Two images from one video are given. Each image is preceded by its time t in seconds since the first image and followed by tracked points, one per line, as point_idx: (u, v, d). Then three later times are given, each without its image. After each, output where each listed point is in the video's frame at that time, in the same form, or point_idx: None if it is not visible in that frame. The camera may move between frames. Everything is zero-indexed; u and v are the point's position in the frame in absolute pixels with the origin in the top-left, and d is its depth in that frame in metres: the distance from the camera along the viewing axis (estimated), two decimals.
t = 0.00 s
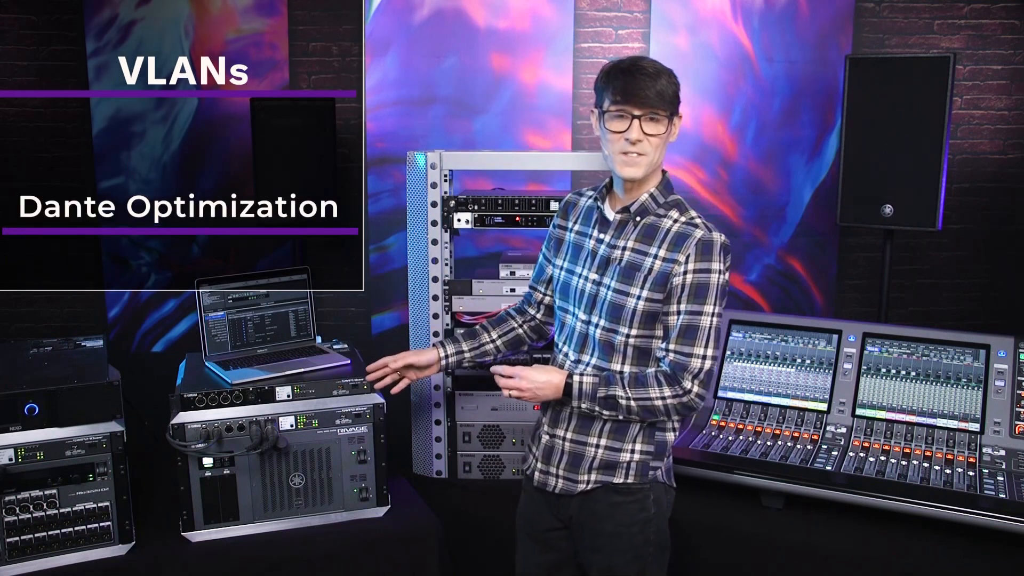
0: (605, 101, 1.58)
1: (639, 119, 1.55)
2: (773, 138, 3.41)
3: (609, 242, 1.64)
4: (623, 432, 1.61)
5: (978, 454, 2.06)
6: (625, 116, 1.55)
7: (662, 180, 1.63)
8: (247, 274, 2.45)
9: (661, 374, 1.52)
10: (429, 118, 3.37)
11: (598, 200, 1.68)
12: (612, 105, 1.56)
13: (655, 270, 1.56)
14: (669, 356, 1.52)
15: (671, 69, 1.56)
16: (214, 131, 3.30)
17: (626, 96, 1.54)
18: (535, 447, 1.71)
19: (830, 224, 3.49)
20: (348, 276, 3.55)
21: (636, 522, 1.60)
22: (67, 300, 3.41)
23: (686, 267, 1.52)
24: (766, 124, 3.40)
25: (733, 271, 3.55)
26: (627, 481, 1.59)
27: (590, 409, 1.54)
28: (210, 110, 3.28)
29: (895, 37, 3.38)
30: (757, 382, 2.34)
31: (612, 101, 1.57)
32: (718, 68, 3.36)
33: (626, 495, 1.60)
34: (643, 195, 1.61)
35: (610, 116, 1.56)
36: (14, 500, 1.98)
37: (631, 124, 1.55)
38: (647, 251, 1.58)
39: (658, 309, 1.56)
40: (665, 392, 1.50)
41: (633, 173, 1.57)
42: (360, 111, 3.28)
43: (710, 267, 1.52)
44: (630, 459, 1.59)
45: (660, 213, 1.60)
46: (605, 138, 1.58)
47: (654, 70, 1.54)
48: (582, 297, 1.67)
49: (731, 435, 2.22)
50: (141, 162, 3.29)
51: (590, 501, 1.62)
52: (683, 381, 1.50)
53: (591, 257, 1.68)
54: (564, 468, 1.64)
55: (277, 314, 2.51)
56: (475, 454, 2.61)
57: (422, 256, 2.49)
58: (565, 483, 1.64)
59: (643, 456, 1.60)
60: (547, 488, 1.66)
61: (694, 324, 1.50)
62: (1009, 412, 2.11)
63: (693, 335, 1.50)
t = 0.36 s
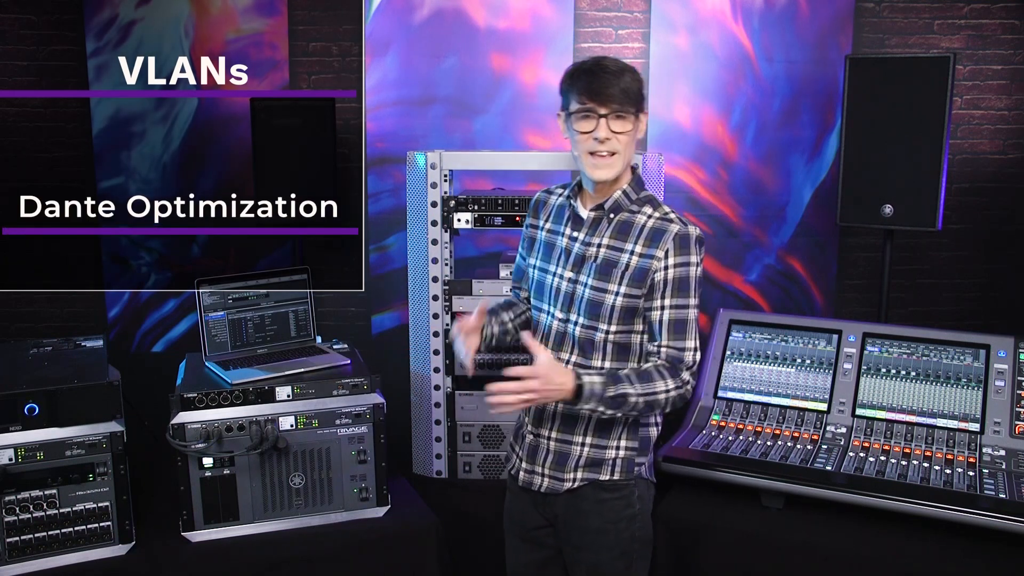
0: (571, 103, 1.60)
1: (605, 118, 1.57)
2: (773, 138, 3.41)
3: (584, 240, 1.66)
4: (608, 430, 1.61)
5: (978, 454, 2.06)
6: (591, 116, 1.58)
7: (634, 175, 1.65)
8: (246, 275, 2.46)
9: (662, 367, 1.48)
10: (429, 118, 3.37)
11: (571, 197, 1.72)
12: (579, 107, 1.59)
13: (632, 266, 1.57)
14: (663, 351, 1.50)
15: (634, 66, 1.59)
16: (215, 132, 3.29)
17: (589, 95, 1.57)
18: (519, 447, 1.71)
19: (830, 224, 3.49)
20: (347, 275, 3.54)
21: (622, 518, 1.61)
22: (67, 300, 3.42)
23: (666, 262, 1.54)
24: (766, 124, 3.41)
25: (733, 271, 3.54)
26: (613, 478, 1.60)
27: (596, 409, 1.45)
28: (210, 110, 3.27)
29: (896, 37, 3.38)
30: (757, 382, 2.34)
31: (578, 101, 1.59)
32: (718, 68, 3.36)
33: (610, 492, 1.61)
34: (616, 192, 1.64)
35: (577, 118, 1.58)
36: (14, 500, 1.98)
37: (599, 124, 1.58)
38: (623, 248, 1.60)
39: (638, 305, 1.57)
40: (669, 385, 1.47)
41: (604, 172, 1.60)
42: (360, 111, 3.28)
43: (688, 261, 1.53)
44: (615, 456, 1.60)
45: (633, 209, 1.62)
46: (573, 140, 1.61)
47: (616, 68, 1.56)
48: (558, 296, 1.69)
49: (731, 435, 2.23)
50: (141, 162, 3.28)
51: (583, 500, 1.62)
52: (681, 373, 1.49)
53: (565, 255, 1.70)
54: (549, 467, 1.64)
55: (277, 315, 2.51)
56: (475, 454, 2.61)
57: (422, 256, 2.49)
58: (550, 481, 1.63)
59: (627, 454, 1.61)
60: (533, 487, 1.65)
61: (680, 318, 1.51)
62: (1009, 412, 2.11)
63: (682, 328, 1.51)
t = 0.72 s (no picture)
0: (526, 112, 1.63)
1: (560, 121, 1.60)
2: (773, 138, 3.42)
3: (567, 241, 1.65)
4: (621, 420, 1.63)
5: (978, 454, 2.06)
6: (547, 121, 1.60)
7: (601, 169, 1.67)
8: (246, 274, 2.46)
9: (671, 337, 1.54)
10: (428, 118, 3.37)
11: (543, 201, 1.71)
12: (534, 114, 1.61)
13: (620, 255, 1.60)
14: (666, 327, 1.56)
15: (580, 67, 1.62)
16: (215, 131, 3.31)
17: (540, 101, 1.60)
18: (528, 450, 1.69)
19: (830, 224, 3.49)
20: (348, 275, 3.53)
21: (633, 512, 1.62)
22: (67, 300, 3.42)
23: (654, 245, 1.57)
24: (766, 124, 3.41)
25: (733, 271, 3.54)
26: (629, 469, 1.61)
27: (611, 364, 1.47)
28: (210, 110, 3.27)
29: (895, 37, 3.38)
30: (757, 382, 2.34)
31: (532, 109, 1.62)
32: (718, 68, 3.36)
33: (624, 485, 1.62)
34: (588, 188, 1.65)
35: (533, 125, 1.61)
36: (14, 500, 1.98)
37: (555, 127, 1.60)
38: (608, 241, 1.62)
39: (632, 294, 1.60)
40: (679, 352, 1.53)
41: (569, 173, 1.61)
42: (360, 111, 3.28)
43: (673, 240, 1.58)
44: (629, 445, 1.62)
45: (608, 201, 1.64)
46: (534, 147, 1.63)
47: (563, 70, 1.59)
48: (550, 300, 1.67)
49: (731, 435, 2.23)
50: (142, 162, 3.15)
51: (594, 498, 1.62)
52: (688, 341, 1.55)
53: (550, 260, 1.69)
54: (564, 467, 1.62)
55: (277, 315, 2.51)
56: (475, 454, 2.60)
57: (422, 256, 2.49)
58: (567, 482, 1.62)
59: (640, 441, 1.63)
60: (549, 491, 1.64)
61: (676, 297, 1.56)
62: (1009, 412, 2.11)
63: (679, 307, 1.57)
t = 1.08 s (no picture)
0: (522, 112, 1.63)
1: (556, 121, 1.60)
2: (773, 137, 3.42)
3: (565, 241, 1.66)
4: (621, 421, 1.63)
5: (978, 454, 2.06)
6: (542, 121, 1.61)
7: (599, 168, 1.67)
8: (246, 274, 2.46)
9: (675, 338, 1.55)
10: (428, 118, 3.37)
11: (543, 202, 1.71)
12: (529, 114, 1.62)
13: (618, 255, 1.60)
14: (669, 327, 1.57)
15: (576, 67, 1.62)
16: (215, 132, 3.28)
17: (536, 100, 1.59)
18: (529, 451, 1.70)
19: (830, 224, 3.49)
20: (348, 276, 3.53)
21: (636, 515, 1.62)
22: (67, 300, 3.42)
23: (652, 245, 1.57)
24: (766, 124, 3.41)
25: (733, 270, 3.54)
26: (631, 471, 1.61)
27: (616, 367, 1.47)
28: (210, 110, 3.26)
29: (895, 37, 3.38)
30: (757, 382, 2.34)
31: (527, 109, 1.62)
32: (718, 68, 3.36)
33: (626, 487, 1.62)
34: (586, 187, 1.65)
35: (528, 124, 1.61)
36: (14, 500, 1.98)
37: (550, 127, 1.60)
38: (605, 241, 1.61)
39: (632, 293, 1.60)
40: (683, 352, 1.53)
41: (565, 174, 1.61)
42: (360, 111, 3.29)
43: (673, 239, 1.58)
44: (631, 446, 1.62)
45: (607, 200, 1.64)
46: (528, 146, 1.63)
47: (559, 71, 1.59)
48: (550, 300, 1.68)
49: (731, 435, 2.23)
50: (142, 162, 3.21)
51: (597, 500, 1.62)
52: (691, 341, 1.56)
53: (550, 260, 1.69)
54: (566, 470, 1.63)
55: (277, 314, 2.51)
56: (474, 454, 2.60)
57: (422, 256, 2.49)
58: (568, 484, 1.62)
59: (642, 442, 1.63)
60: (551, 493, 1.64)
61: (677, 296, 1.57)
62: (1009, 412, 2.11)
63: (681, 305, 1.57)
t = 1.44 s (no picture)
0: (547, 105, 1.62)
1: (579, 118, 1.58)
2: (773, 138, 3.42)
3: (576, 239, 1.66)
4: (619, 427, 1.61)
5: (978, 454, 2.06)
6: (565, 117, 1.59)
7: (618, 170, 1.66)
8: (246, 274, 2.46)
9: (660, 359, 1.52)
10: (429, 118, 3.37)
11: (562, 200, 1.72)
12: (553, 108, 1.60)
13: (623, 259, 1.58)
14: (661, 342, 1.54)
15: (603, 65, 1.60)
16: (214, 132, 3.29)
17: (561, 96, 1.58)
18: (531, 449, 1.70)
19: (830, 224, 3.49)
20: (347, 276, 3.52)
21: (634, 518, 1.61)
22: (67, 300, 3.42)
23: (656, 252, 1.56)
24: (766, 124, 3.40)
25: (733, 270, 3.54)
26: (627, 477, 1.60)
27: (593, 405, 1.49)
28: (210, 110, 3.27)
29: (895, 37, 3.38)
30: (757, 382, 2.34)
31: (552, 103, 1.61)
32: (718, 68, 3.36)
33: (622, 492, 1.61)
34: (602, 188, 1.64)
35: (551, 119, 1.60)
36: (14, 500, 1.98)
37: (572, 123, 1.59)
38: (614, 242, 1.61)
39: (634, 299, 1.59)
40: (667, 375, 1.50)
41: (584, 171, 1.61)
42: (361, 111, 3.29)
43: (679, 249, 1.56)
44: (628, 453, 1.60)
45: (620, 203, 1.62)
46: (550, 141, 1.62)
47: (586, 68, 1.57)
48: (558, 297, 1.68)
49: (731, 435, 2.23)
50: (141, 162, 3.27)
51: (597, 502, 1.61)
52: (681, 362, 1.53)
53: (561, 256, 1.69)
54: (562, 469, 1.63)
55: (277, 314, 2.51)
56: (474, 454, 2.61)
57: (422, 256, 2.49)
58: (565, 484, 1.63)
59: (640, 450, 1.61)
60: (546, 491, 1.64)
61: (676, 307, 1.54)
62: (1009, 412, 2.11)
63: (677, 319, 1.54)
